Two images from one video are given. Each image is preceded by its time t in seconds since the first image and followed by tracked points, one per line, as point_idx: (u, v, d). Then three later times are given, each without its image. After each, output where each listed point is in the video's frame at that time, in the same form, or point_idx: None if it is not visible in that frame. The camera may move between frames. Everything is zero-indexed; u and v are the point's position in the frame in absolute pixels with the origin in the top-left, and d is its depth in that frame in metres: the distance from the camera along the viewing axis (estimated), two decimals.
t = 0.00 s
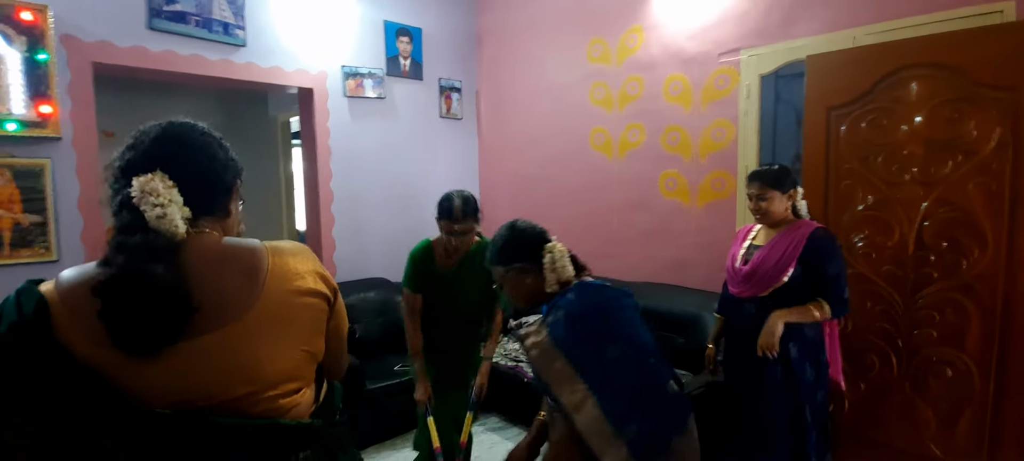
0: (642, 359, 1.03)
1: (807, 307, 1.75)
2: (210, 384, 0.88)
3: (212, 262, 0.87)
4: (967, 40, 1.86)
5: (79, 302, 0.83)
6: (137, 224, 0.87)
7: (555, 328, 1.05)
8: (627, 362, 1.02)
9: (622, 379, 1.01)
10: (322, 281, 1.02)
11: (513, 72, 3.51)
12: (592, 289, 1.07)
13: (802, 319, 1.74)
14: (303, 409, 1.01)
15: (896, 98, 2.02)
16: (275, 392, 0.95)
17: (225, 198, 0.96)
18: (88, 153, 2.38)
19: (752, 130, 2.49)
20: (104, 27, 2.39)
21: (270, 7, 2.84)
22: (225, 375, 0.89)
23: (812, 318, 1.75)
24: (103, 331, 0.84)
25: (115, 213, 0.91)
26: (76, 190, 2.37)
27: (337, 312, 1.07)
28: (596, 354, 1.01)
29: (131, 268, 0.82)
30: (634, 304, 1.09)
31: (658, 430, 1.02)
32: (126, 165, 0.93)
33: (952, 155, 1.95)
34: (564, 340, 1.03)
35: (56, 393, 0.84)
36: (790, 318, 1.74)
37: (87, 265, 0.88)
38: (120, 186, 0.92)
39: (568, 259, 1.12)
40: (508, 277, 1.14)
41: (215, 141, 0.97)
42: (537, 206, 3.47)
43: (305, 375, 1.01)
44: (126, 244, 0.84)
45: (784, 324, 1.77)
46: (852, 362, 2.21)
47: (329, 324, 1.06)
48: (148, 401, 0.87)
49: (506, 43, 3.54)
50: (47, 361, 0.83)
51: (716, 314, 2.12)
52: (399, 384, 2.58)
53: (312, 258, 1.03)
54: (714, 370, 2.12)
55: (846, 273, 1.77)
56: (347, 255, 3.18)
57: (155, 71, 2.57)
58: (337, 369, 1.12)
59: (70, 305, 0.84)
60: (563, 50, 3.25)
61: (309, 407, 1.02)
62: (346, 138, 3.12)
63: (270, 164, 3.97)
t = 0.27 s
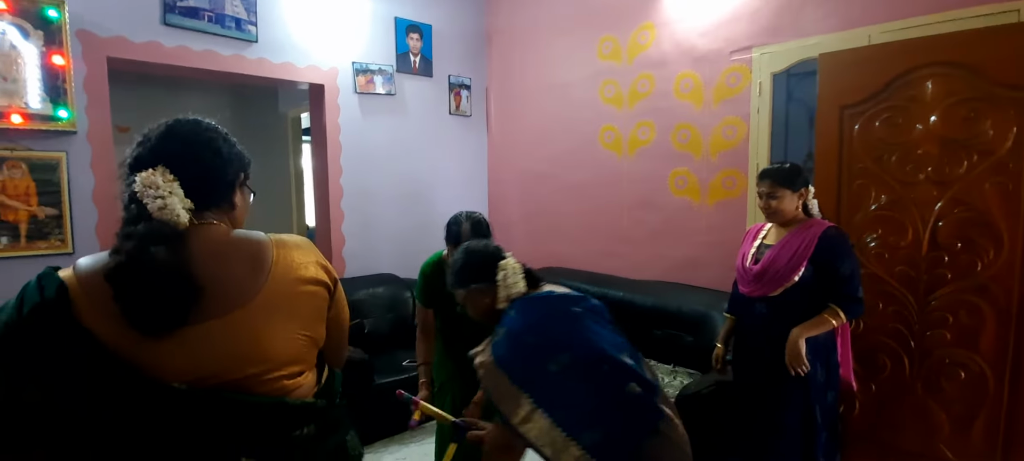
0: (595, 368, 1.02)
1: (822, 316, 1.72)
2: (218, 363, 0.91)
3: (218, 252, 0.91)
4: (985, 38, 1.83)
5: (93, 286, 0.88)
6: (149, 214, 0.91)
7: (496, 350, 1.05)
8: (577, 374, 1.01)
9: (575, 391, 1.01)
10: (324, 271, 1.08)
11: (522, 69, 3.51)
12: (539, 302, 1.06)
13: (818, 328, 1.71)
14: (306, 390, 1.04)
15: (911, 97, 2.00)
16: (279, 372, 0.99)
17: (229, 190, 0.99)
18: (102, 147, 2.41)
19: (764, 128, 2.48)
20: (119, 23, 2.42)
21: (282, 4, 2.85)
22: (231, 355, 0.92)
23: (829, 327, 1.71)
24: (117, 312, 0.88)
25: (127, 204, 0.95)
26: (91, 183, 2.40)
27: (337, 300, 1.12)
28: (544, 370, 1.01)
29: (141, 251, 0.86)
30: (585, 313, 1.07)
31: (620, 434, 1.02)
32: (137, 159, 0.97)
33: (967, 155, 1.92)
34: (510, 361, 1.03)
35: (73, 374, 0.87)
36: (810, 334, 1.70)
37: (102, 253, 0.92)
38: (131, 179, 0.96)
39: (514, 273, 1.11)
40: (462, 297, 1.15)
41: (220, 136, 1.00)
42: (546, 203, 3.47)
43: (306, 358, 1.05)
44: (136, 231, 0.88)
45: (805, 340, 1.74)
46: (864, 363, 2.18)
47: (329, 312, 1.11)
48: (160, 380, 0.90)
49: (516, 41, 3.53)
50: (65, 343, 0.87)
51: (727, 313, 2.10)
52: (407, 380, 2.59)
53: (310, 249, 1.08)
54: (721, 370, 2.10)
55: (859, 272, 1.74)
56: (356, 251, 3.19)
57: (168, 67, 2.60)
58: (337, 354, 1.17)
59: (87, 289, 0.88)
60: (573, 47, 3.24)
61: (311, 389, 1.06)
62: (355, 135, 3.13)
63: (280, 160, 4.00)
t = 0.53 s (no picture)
0: (553, 375, 1.14)
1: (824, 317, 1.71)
2: (227, 344, 1.00)
3: (233, 244, 1.00)
4: (999, 36, 1.79)
5: (123, 267, 0.98)
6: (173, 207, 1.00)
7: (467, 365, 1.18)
8: (537, 383, 1.14)
9: (534, 398, 1.14)
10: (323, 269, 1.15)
11: (529, 66, 3.51)
12: (501, 317, 1.18)
13: (822, 327, 1.70)
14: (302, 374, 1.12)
15: (922, 97, 1.97)
16: (279, 356, 1.07)
17: (242, 188, 1.08)
18: (112, 140, 2.44)
19: (772, 127, 2.46)
20: (130, 17, 2.44)
21: None
22: (237, 338, 1.01)
23: (832, 326, 1.70)
24: (141, 292, 0.98)
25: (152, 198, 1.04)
26: (101, 176, 2.43)
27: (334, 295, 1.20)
28: (506, 379, 1.14)
29: (166, 241, 0.96)
30: (544, 323, 1.17)
31: (583, 434, 1.14)
32: (164, 159, 1.07)
33: (979, 156, 1.88)
34: (474, 374, 1.17)
35: (103, 341, 0.98)
36: (814, 337, 1.70)
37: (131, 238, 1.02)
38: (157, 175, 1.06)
39: (484, 289, 1.20)
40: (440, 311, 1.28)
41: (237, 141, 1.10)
42: (552, 201, 3.47)
43: (303, 347, 1.12)
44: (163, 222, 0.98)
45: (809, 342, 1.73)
46: (870, 364, 2.16)
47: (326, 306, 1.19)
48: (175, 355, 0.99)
49: (523, 38, 3.53)
50: (95, 314, 0.97)
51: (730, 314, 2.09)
52: (411, 375, 2.61)
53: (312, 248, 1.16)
54: (724, 369, 2.10)
55: (865, 273, 1.72)
56: (362, 246, 3.21)
57: (178, 61, 2.62)
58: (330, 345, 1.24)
59: (114, 270, 0.98)
60: (581, 44, 3.23)
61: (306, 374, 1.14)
62: (363, 131, 3.14)
63: (288, 155, 4.04)
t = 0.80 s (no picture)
0: (533, 371, 1.13)
1: (826, 318, 1.70)
2: (231, 315, 1.12)
3: (239, 228, 1.13)
4: (1007, 37, 1.77)
5: (139, 245, 1.09)
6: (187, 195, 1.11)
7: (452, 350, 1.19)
8: (519, 379, 1.13)
9: (516, 394, 1.13)
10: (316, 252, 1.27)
11: (533, 65, 3.51)
12: (488, 308, 1.16)
13: (823, 329, 1.69)
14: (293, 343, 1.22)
15: (928, 97, 1.95)
16: (273, 325, 1.17)
17: (250, 182, 1.20)
18: (118, 136, 2.46)
19: (775, 126, 2.45)
20: (136, 14, 2.45)
21: None
22: (235, 307, 1.12)
23: (834, 328, 1.69)
24: (155, 266, 1.08)
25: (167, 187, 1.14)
26: (107, 171, 2.45)
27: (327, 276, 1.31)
28: (488, 372, 1.14)
29: (178, 217, 1.07)
30: (531, 317, 1.16)
31: (562, 432, 1.14)
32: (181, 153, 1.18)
33: (984, 157, 1.86)
34: (460, 364, 1.16)
35: (116, 304, 1.08)
36: (814, 337, 1.69)
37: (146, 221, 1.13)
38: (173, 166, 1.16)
39: (478, 279, 1.18)
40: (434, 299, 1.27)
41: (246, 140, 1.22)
42: (554, 200, 3.47)
43: (295, 319, 1.23)
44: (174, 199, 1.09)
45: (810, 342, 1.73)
46: (871, 365, 2.16)
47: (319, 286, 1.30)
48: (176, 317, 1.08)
49: (527, 36, 3.53)
50: (107, 278, 1.07)
51: (732, 313, 2.09)
52: (412, 372, 2.62)
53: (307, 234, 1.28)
54: (726, 369, 2.11)
55: (867, 274, 1.71)
56: (365, 243, 3.22)
57: (183, 58, 2.63)
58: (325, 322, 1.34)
59: (131, 247, 1.09)
60: (584, 43, 3.23)
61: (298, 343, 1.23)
62: (366, 128, 3.15)
63: (291, 152, 4.06)
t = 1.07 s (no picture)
0: (529, 369, 1.11)
1: (827, 319, 1.71)
2: (228, 302, 1.15)
3: (239, 222, 1.18)
4: (1009, 41, 1.77)
5: (144, 235, 1.14)
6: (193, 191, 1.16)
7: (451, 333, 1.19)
8: (516, 373, 1.12)
9: (511, 388, 1.12)
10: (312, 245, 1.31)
11: (535, 65, 3.51)
12: (494, 295, 1.14)
13: (824, 330, 1.70)
14: (286, 330, 1.25)
15: (930, 101, 1.96)
16: (268, 313, 1.21)
17: (253, 180, 1.24)
18: (121, 133, 2.46)
19: (778, 128, 2.46)
20: (140, 12, 2.46)
21: None
22: (234, 295, 1.15)
23: (834, 328, 1.70)
24: (158, 255, 1.13)
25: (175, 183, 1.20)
26: (110, 169, 2.46)
27: (323, 266, 1.34)
28: (484, 361, 1.13)
29: (184, 209, 1.12)
30: (537, 311, 1.14)
31: (546, 434, 1.13)
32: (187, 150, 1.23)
33: (986, 160, 1.86)
34: (458, 349, 1.16)
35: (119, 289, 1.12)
36: (814, 337, 1.70)
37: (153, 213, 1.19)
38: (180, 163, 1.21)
39: (489, 263, 1.19)
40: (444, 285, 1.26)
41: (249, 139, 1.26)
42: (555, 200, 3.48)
43: (289, 307, 1.26)
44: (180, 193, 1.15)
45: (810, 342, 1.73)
46: (871, 366, 2.16)
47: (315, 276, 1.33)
48: (175, 303, 1.12)
49: (529, 36, 3.53)
50: (112, 265, 1.12)
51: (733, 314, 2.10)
52: (412, 371, 2.63)
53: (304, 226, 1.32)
54: (726, 370, 2.11)
55: (868, 277, 1.72)
56: (366, 242, 3.23)
57: (186, 55, 2.64)
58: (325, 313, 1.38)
59: (137, 237, 1.14)
60: (587, 43, 3.23)
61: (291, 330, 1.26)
62: (369, 127, 3.16)
63: (293, 151, 4.07)
